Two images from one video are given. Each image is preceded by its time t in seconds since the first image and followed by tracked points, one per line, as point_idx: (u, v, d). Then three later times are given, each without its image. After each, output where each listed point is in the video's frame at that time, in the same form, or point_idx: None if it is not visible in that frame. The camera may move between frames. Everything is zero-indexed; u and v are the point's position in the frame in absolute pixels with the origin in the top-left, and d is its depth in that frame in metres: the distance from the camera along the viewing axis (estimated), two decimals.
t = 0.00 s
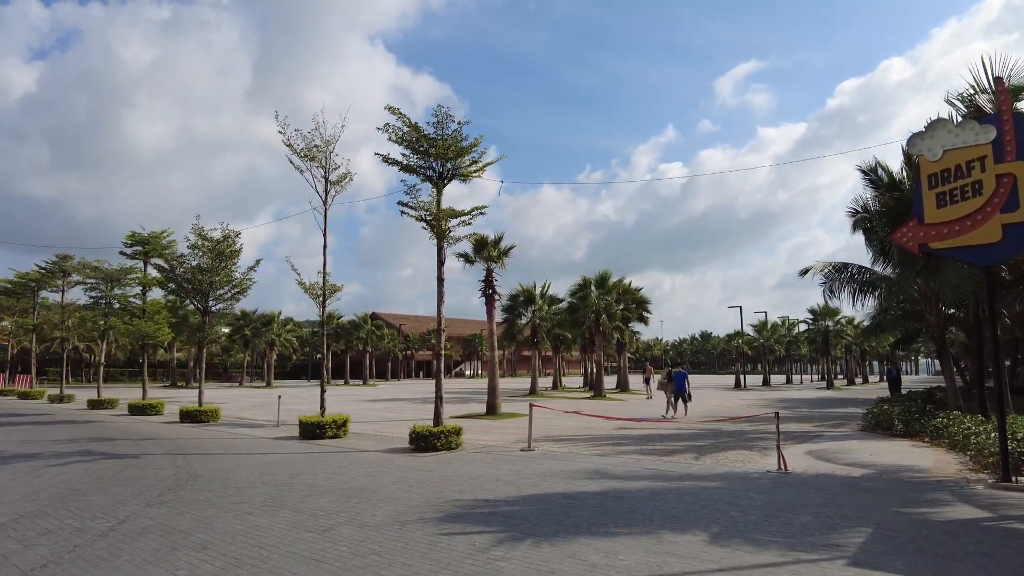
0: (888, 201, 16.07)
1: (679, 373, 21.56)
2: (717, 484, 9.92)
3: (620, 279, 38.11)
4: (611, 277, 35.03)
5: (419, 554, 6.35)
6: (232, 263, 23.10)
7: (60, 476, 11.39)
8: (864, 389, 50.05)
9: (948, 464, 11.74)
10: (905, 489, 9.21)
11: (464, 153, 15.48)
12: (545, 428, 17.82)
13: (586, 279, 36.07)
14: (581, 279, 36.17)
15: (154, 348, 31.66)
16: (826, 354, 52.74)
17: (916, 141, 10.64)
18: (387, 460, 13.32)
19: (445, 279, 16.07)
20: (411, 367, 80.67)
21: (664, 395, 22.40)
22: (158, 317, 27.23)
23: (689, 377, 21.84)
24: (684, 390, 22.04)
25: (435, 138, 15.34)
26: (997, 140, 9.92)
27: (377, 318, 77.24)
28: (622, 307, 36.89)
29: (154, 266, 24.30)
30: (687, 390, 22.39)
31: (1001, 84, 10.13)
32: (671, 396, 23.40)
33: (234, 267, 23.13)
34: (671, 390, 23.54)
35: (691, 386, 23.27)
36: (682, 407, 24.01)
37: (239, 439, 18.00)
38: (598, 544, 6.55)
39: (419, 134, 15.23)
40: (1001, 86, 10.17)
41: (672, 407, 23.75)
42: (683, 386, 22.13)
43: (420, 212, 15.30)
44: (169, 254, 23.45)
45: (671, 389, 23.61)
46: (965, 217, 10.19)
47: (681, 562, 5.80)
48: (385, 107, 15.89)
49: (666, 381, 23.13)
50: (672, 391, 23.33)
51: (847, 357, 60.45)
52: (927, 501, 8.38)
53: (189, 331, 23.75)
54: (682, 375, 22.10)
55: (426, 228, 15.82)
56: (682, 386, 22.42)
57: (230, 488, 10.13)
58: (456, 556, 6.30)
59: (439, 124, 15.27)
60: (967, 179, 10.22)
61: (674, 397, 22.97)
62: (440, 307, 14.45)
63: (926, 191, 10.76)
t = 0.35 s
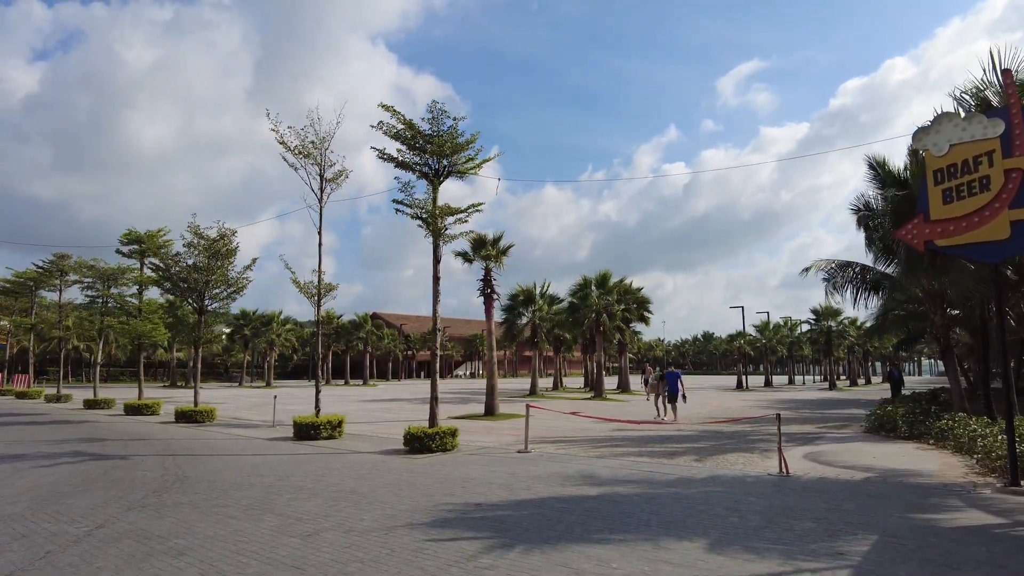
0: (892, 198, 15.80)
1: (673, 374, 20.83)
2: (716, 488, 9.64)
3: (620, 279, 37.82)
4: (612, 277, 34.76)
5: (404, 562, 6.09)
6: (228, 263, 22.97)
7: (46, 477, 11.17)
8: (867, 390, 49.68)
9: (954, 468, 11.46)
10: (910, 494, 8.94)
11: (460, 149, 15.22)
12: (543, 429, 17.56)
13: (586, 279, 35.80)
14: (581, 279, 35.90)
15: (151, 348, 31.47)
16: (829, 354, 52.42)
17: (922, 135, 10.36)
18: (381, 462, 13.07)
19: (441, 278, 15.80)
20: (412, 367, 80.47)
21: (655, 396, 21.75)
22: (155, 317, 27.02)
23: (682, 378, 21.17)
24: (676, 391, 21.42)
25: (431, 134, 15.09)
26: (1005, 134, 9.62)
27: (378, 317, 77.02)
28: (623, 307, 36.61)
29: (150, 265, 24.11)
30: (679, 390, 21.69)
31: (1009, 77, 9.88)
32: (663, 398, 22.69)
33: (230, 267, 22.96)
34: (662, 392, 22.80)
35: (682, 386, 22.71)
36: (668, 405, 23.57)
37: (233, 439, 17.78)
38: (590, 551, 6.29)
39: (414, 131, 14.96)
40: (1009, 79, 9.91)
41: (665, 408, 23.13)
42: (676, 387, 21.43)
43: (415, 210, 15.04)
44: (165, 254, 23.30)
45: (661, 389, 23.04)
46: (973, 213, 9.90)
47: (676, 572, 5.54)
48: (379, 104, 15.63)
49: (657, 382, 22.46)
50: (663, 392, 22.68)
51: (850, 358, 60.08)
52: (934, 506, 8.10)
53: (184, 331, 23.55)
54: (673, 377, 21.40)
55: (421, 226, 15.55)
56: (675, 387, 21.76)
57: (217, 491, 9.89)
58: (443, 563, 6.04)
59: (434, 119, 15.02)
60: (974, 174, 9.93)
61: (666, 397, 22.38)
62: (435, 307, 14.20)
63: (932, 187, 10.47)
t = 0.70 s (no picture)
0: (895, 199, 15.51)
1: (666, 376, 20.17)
2: (716, 496, 9.35)
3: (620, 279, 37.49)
4: (611, 277, 34.45)
5: None
6: (222, 263, 22.74)
7: (29, 482, 10.89)
8: (869, 392, 49.34)
9: (960, 475, 11.17)
10: (917, 504, 8.64)
11: (455, 147, 14.93)
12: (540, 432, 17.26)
13: (585, 280, 35.50)
14: (580, 279, 35.62)
15: (146, 348, 31.18)
16: (830, 356, 52.09)
17: (928, 133, 10.08)
18: (373, 467, 12.78)
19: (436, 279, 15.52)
20: (411, 367, 80.19)
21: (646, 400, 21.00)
22: (149, 317, 26.75)
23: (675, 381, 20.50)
24: (667, 395, 20.77)
25: (426, 131, 14.81)
26: (1015, 131, 9.34)
27: (377, 318, 76.75)
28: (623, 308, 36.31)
29: (144, 264, 23.86)
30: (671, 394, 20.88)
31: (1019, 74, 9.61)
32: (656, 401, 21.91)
33: (224, 266, 22.73)
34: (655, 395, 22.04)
35: (676, 389, 22.07)
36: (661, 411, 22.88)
37: (226, 442, 17.51)
38: (584, 566, 6.00)
39: (409, 128, 14.69)
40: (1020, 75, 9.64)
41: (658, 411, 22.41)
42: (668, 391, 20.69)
43: (410, 209, 14.74)
44: (158, 253, 23.04)
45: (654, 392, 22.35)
46: (981, 212, 9.60)
47: None
48: (374, 100, 15.37)
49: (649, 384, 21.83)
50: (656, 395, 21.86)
51: (851, 359, 59.74)
52: (942, 517, 7.80)
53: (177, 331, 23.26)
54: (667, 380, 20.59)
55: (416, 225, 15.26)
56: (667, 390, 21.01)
57: (201, 497, 9.59)
58: None
59: (430, 117, 14.74)
60: (983, 173, 9.65)
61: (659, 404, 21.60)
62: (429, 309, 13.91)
63: (939, 187, 10.19)
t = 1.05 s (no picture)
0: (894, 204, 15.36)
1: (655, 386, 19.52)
2: (713, 507, 9.12)
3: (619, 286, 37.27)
4: (610, 285, 34.23)
5: None
6: (217, 269, 22.59)
7: (11, 491, 10.65)
8: (870, 400, 48.99)
9: (962, 485, 10.94)
10: (920, 516, 8.39)
11: (450, 152, 14.76)
12: (536, 441, 17.00)
13: (584, 287, 35.31)
14: (579, 287, 35.42)
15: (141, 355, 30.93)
16: (830, 364, 51.77)
17: (929, 136, 9.95)
18: (365, 477, 12.52)
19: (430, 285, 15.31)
20: (410, 375, 79.83)
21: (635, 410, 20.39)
22: (144, 324, 26.56)
23: (666, 391, 19.84)
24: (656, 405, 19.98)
25: (421, 136, 14.66)
26: (1017, 134, 9.16)
27: (376, 325, 76.47)
28: (622, 316, 36.07)
29: (138, 271, 23.69)
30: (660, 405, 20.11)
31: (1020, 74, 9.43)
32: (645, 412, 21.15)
33: (219, 273, 22.61)
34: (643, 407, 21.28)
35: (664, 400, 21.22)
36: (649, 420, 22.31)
37: (218, 451, 17.27)
38: None
39: (402, 132, 14.51)
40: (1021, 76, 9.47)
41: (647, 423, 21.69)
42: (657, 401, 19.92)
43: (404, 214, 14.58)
44: (153, 259, 22.89)
45: (644, 402, 21.70)
46: (985, 216, 9.40)
47: None
48: (368, 105, 15.21)
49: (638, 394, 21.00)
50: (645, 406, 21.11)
51: (852, 367, 59.37)
52: (946, 530, 7.56)
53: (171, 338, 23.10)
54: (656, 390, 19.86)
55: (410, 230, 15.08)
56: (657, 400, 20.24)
57: (185, 507, 9.34)
58: None
59: (424, 121, 14.59)
60: (984, 176, 9.47)
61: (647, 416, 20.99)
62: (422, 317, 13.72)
63: (940, 191, 10.00)
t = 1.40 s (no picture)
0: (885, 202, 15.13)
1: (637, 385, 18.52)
2: (697, 510, 8.84)
3: (612, 288, 37.01)
4: (603, 287, 33.99)
5: None
6: (203, 272, 22.30)
7: None
8: (866, 402, 48.71)
9: (955, 486, 10.68)
10: (910, 518, 8.13)
11: (434, 150, 14.50)
12: (524, 444, 16.70)
13: (577, 289, 35.05)
14: (572, 289, 35.14)
15: (128, 360, 30.59)
16: (826, 366, 51.47)
17: (917, 129, 9.67)
18: (344, 481, 12.23)
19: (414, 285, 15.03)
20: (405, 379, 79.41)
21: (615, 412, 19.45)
22: (130, 327, 26.25)
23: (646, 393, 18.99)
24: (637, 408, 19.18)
25: (404, 134, 14.40)
26: (1007, 126, 8.99)
27: (370, 329, 76.08)
28: (615, 318, 35.81)
29: (123, 274, 23.39)
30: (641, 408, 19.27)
31: (1008, 65, 9.24)
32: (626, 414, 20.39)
33: (205, 275, 22.33)
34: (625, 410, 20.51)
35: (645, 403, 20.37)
36: (629, 420, 21.63)
37: (200, 455, 16.96)
38: None
39: (384, 130, 14.31)
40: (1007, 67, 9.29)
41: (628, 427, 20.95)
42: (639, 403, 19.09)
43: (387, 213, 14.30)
44: (137, 262, 22.60)
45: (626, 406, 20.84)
46: (975, 209, 9.16)
47: None
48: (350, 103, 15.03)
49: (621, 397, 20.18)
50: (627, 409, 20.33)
51: (848, 369, 59.08)
52: (935, 533, 7.29)
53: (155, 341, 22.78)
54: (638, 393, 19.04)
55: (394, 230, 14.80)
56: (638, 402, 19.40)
57: (152, 512, 9.05)
58: None
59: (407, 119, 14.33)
60: (974, 169, 9.24)
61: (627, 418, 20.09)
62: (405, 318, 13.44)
63: (927, 184, 9.72)
